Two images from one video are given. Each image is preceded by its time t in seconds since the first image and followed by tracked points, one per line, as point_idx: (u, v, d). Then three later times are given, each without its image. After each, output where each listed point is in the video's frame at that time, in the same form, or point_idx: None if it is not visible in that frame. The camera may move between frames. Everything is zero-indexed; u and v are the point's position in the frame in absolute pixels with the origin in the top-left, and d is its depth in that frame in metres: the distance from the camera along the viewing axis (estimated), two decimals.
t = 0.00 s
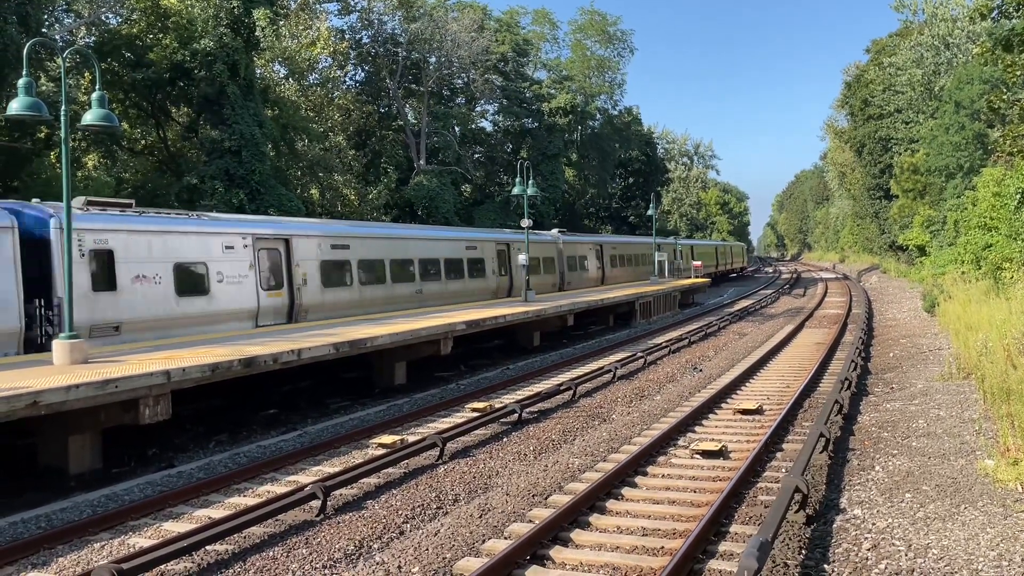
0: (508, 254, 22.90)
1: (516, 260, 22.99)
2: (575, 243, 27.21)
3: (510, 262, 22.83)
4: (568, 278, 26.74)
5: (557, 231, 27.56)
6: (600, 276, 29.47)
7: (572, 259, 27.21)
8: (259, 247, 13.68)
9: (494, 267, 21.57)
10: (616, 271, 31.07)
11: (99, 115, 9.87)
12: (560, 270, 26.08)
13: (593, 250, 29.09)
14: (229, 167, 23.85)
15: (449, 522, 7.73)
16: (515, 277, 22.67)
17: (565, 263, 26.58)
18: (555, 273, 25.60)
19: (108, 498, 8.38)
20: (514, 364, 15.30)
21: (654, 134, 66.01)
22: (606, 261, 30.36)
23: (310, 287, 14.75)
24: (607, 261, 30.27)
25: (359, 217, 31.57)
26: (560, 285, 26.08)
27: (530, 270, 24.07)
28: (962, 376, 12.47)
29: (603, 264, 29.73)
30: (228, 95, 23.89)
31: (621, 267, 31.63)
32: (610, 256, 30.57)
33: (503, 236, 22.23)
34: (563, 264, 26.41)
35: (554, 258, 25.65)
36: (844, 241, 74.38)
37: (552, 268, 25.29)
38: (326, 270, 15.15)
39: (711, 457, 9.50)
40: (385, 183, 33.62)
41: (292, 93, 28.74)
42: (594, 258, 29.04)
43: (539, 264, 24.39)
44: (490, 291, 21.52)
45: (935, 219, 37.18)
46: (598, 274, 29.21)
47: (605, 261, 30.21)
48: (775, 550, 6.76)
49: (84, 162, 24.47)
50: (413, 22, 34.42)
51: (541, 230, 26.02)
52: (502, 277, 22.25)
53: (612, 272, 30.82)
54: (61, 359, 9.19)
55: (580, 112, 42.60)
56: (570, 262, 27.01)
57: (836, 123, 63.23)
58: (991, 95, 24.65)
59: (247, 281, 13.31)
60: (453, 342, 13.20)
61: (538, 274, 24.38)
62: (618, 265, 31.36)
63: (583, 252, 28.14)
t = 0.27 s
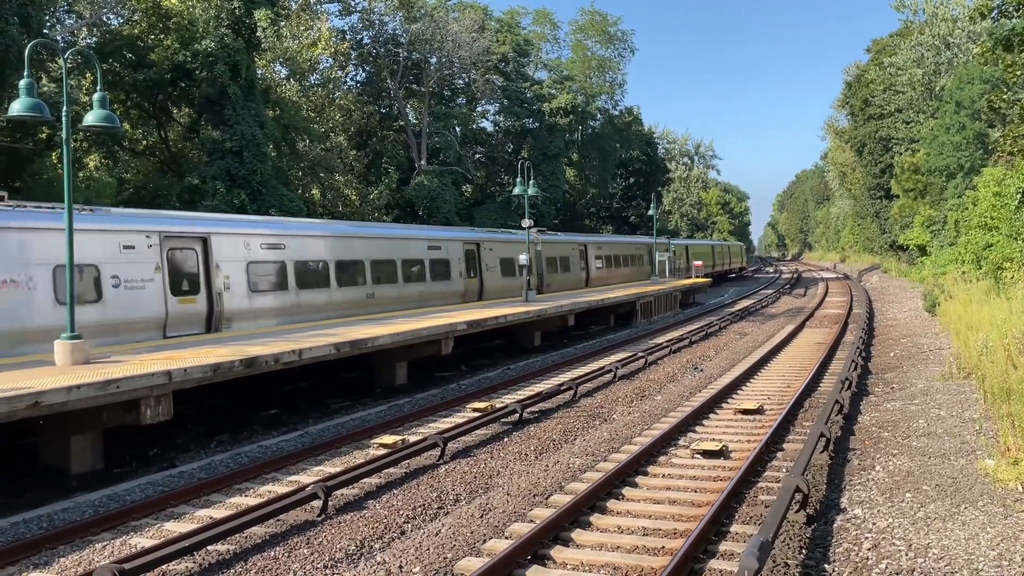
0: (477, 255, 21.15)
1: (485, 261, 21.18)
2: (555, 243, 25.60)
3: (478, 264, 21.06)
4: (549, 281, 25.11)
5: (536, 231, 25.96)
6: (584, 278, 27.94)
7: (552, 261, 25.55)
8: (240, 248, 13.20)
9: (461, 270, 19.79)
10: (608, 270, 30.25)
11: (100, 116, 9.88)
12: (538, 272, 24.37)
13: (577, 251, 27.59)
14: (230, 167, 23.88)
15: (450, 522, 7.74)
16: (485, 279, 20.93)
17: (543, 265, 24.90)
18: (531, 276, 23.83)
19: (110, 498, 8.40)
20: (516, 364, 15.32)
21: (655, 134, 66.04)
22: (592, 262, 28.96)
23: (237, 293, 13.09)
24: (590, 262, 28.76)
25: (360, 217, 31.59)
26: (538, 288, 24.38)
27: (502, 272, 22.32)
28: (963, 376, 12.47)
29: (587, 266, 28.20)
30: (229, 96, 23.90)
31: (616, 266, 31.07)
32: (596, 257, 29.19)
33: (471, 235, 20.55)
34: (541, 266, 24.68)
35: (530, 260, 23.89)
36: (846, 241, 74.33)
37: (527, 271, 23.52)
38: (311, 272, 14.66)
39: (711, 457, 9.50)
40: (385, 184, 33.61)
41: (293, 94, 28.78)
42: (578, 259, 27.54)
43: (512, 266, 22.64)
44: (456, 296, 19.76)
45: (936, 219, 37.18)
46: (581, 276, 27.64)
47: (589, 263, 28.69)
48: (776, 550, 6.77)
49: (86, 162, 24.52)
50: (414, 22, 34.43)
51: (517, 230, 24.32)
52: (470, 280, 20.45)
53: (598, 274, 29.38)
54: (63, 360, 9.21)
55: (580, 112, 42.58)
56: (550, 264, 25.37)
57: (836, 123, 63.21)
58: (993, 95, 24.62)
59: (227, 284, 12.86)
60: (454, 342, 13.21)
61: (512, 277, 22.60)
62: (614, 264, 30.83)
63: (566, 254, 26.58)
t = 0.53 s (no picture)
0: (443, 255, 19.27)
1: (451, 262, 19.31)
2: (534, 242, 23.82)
3: (444, 264, 19.18)
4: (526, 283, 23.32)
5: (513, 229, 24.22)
6: (567, 281, 26.28)
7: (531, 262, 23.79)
8: (241, 247, 13.18)
9: (423, 272, 17.99)
10: (604, 270, 29.46)
11: (101, 116, 9.86)
12: (514, 274, 22.57)
13: (559, 251, 25.92)
14: (232, 167, 23.88)
15: (452, 523, 7.71)
16: (451, 281, 19.13)
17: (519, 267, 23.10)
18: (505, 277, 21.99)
19: (111, 499, 8.38)
20: (518, 365, 15.29)
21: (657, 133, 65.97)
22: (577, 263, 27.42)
23: (139, 300, 11.41)
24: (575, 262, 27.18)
25: (361, 217, 31.58)
26: (513, 290, 22.58)
27: (473, 273, 20.50)
28: (966, 376, 12.42)
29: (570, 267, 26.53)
30: (230, 96, 23.88)
31: (613, 265, 30.47)
32: (583, 258, 27.71)
33: (434, 234, 18.73)
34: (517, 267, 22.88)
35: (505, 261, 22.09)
36: (849, 241, 74.18)
37: (501, 272, 21.75)
38: (311, 273, 14.58)
39: (714, 458, 9.47)
40: (387, 184, 33.59)
41: (294, 94, 28.77)
42: (561, 259, 25.89)
43: (483, 267, 20.83)
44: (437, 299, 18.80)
45: (939, 218, 37.11)
46: (564, 277, 25.95)
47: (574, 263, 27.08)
48: (778, 551, 6.74)
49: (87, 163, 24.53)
50: (416, 21, 34.38)
51: (491, 228, 22.51)
52: (434, 282, 18.61)
53: (584, 276, 27.84)
54: (64, 360, 9.19)
55: (582, 112, 42.40)
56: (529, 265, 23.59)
57: (839, 122, 63.09)
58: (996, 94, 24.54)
59: (227, 282, 12.80)
60: (456, 343, 13.17)
61: (483, 279, 20.73)
62: (611, 263, 30.22)
63: (547, 254, 24.88)
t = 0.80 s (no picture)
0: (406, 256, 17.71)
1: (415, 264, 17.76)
2: (511, 243, 22.16)
3: (407, 266, 17.63)
4: (502, 286, 21.74)
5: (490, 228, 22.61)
6: (549, 285, 24.66)
7: (507, 265, 22.18)
8: (246, 247, 13.16)
9: (381, 275, 16.48)
10: (598, 272, 28.34)
11: (108, 117, 9.91)
12: (487, 276, 20.95)
13: (541, 252, 24.28)
14: (238, 168, 23.91)
15: (457, 524, 7.72)
16: (438, 284, 18.52)
17: (494, 269, 21.48)
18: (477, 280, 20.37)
19: (119, 499, 8.42)
20: (523, 365, 15.30)
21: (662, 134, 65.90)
22: (562, 264, 25.84)
23: (145, 301, 11.44)
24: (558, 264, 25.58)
25: (367, 219, 31.52)
26: (486, 293, 20.97)
27: (460, 275, 19.80)
28: (972, 377, 12.39)
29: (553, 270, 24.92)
30: (236, 97, 23.93)
31: (609, 267, 29.45)
32: (568, 260, 26.14)
33: (395, 234, 17.16)
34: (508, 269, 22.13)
35: (478, 263, 20.44)
36: (855, 241, 73.98)
37: (473, 275, 20.16)
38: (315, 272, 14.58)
39: (720, 458, 9.47)
40: (392, 185, 33.62)
41: (300, 96, 28.83)
42: (542, 260, 24.28)
43: (453, 269, 19.27)
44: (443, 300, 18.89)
45: (945, 219, 37.02)
46: (545, 281, 24.32)
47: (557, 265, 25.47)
48: (784, 552, 6.74)
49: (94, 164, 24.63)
50: (421, 23, 34.38)
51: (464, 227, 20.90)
52: (395, 286, 17.05)
53: (570, 279, 26.28)
54: (71, 361, 9.23)
55: (588, 113, 41.82)
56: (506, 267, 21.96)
57: (845, 122, 62.95)
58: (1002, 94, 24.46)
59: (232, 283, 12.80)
60: (461, 343, 13.17)
61: (451, 282, 19.13)
62: (606, 264, 29.22)
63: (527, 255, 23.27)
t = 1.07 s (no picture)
0: (365, 258, 16.04)
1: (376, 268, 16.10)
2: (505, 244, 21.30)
3: (365, 270, 15.96)
4: (479, 290, 20.08)
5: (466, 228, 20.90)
6: (532, 288, 22.99)
7: (485, 267, 20.50)
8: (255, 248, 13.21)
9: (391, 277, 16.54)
10: (589, 274, 26.92)
11: (118, 120, 9.97)
12: (481, 279, 20.10)
13: (522, 253, 22.57)
14: (247, 170, 23.99)
15: (466, 524, 7.73)
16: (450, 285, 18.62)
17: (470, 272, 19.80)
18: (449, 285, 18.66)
19: (129, 500, 8.46)
20: (532, 366, 15.29)
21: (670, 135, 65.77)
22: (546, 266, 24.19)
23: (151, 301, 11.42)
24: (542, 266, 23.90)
25: (375, 220, 31.54)
26: (460, 298, 19.25)
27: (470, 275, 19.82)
28: (984, 377, 12.32)
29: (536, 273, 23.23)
30: (245, 99, 24.01)
31: (603, 269, 28.17)
32: (553, 262, 24.47)
33: (378, 235, 16.29)
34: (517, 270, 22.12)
35: (489, 264, 20.50)
36: (865, 241, 73.70)
37: (444, 278, 18.46)
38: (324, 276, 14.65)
39: (729, 459, 9.45)
40: (401, 186, 33.68)
41: (308, 98, 28.92)
42: (524, 262, 22.60)
43: (444, 271, 18.45)
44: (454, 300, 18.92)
45: (955, 219, 36.87)
46: (527, 284, 22.66)
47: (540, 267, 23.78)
48: (793, 553, 6.73)
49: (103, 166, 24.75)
50: (429, 24, 34.31)
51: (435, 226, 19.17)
52: (350, 292, 15.43)
53: (556, 281, 24.62)
54: (82, 363, 9.28)
55: (596, 113, 42.11)
56: (482, 270, 20.26)
57: (854, 122, 62.68)
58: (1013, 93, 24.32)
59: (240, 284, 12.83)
60: (470, 344, 13.16)
61: (418, 287, 17.44)
62: (601, 267, 27.93)
63: (507, 257, 21.59)
